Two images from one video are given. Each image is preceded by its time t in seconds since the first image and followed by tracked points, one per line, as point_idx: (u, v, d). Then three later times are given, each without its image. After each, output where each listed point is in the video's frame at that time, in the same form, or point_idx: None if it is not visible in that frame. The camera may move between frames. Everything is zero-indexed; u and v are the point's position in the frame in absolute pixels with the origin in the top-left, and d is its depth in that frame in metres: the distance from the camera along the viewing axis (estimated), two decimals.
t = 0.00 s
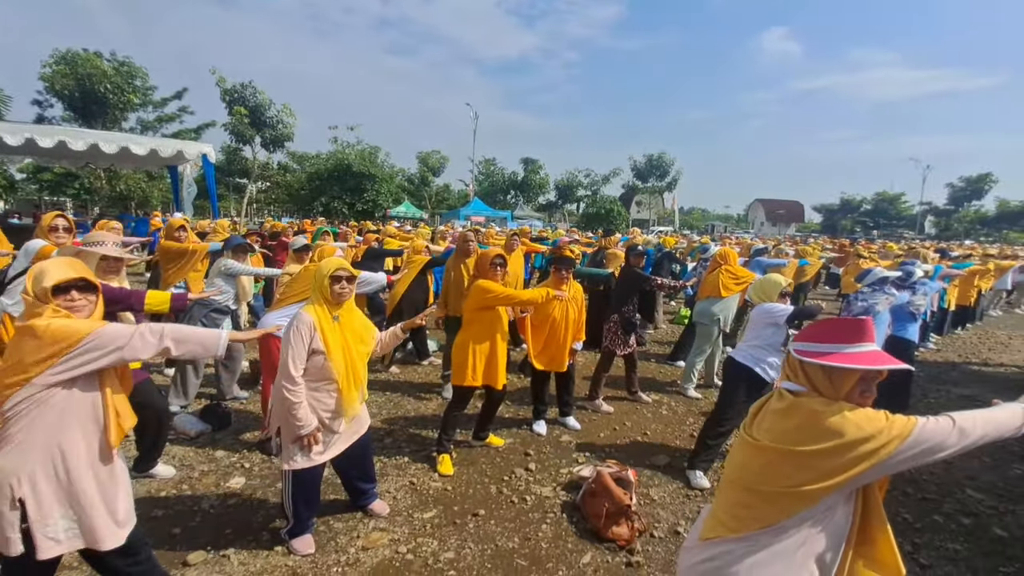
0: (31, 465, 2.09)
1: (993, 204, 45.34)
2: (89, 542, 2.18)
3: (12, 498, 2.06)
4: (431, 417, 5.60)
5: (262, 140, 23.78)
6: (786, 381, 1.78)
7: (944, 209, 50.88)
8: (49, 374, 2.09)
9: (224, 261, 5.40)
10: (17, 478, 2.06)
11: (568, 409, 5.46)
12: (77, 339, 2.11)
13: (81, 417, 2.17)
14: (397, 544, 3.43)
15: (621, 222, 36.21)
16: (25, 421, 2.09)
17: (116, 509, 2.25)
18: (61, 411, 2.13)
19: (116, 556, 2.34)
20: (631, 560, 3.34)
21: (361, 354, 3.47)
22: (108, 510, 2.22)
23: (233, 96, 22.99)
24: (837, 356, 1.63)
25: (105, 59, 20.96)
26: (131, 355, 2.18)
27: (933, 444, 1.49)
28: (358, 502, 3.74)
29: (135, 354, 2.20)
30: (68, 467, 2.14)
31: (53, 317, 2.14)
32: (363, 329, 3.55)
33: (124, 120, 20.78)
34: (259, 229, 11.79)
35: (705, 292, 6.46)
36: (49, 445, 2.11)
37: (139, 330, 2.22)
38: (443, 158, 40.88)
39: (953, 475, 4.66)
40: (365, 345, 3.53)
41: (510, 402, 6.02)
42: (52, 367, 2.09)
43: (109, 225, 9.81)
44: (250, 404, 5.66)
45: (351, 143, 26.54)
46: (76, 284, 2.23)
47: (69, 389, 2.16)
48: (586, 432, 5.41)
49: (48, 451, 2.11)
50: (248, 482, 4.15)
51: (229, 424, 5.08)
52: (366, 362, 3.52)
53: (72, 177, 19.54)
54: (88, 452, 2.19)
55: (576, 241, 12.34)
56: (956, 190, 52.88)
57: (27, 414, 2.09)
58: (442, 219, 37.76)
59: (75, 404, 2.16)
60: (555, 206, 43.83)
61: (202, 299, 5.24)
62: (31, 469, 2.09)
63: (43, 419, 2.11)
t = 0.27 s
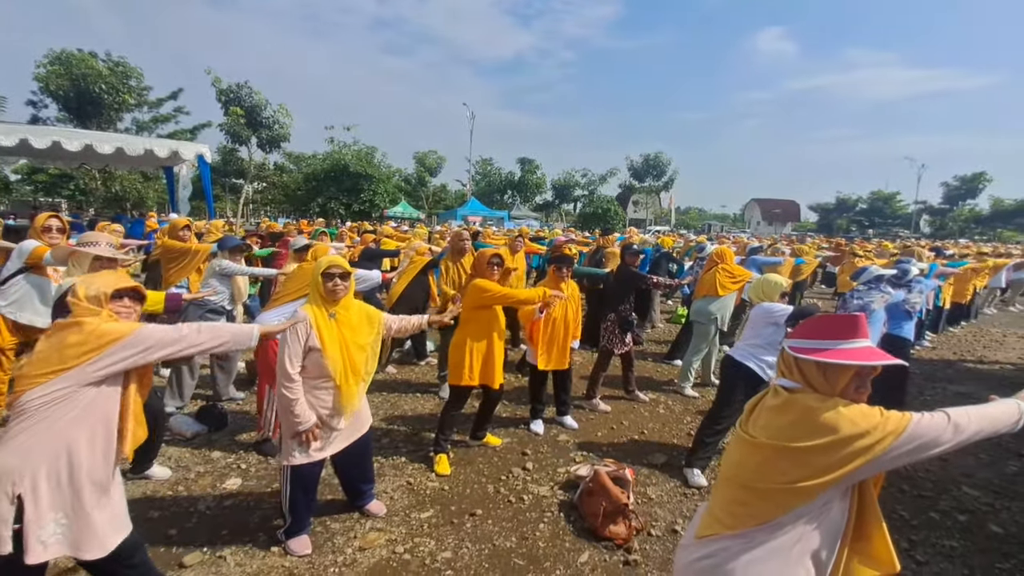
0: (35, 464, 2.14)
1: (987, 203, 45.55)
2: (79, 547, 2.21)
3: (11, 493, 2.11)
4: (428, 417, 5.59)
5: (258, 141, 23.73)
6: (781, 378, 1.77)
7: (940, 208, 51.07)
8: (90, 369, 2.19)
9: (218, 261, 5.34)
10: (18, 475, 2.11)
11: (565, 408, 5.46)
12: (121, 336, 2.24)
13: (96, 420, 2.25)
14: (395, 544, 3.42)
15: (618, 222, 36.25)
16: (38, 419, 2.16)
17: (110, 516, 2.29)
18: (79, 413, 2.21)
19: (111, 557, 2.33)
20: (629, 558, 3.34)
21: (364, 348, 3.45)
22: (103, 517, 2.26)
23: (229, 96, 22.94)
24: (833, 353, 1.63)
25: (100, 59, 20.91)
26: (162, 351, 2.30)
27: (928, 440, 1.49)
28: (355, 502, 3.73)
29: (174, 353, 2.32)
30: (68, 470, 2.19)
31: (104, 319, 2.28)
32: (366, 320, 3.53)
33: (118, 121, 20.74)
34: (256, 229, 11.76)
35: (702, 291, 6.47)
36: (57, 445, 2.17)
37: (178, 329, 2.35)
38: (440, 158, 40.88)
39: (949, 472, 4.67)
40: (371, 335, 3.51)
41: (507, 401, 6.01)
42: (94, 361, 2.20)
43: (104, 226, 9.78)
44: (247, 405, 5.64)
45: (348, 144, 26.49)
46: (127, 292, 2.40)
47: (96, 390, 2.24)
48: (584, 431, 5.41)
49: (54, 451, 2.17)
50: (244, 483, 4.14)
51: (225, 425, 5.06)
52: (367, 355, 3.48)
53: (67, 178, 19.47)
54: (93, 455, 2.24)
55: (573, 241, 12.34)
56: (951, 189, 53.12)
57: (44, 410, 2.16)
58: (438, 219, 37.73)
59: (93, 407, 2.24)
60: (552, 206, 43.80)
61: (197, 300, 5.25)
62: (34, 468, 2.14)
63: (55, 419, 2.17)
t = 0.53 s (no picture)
0: (32, 470, 2.14)
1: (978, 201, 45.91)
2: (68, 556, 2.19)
3: (6, 498, 2.11)
4: (422, 419, 5.57)
5: (251, 142, 23.63)
6: (770, 377, 1.78)
7: (931, 206, 51.45)
8: (101, 380, 2.22)
9: (209, 264, 5.33)
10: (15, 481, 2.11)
11: (559, 409, 5.46)
12: (136, 350, 2.27)
13: (98, 429, 2.27)
14: (388, 548, 3.41)
15: (612, 222, 36.32)
16: (40, 425, 2.17)
17: (101, 525, 2.29)
18: (81, 420, 2.23)
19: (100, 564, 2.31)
20: (623, 559, 3.33)
21: (362, 351, 3.53)
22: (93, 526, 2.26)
23: (222, 98, 22.85)
24: (820, 351, 1.64)
25: (91, 61, 20.78)
26: (172, 364, 2.33)
27: (915, 438, 1.51)
28: (348, 505, 3.73)
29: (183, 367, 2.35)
30: (65, 477, 2.19)
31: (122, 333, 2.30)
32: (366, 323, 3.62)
33: (110, 123, 20.61)
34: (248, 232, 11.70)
35: (695, 290, 6.49)
36: (56, 451, 2.17)
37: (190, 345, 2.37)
38: (434, 159, 40.84)
39: (940, 469, 4.69)
40: (370, 338, 3.60)
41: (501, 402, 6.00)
42: (106, 372, 2.23)
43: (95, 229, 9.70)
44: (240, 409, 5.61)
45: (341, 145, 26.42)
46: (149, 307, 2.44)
47: (103, 401, 2.27)
48: (578, 432, 5.41)
49: (53, 458, 2.17)
50: (237, 487, 4.11)
51: (217, 429, 5.04)
52: (365, 359, 3.57)
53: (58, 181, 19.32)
54: (91, 463, 2.25)
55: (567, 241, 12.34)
56: (941, 187, 53.53)
57: (47, 417, 2.17)
58: (433, 220, 37.69)
59: (97, 417, 2.26)
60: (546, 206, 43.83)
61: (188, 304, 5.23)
62: (31, 474, 2.14)
63: (58, 426, 2.19)
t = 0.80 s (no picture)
0: (14, 475, 2.09)
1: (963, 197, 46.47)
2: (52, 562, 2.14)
3: None
4: (412, 420, 5.54)
5: (239, 144, 23.47)
6: (756, 373, 1.78)
7: (917, 203, 52.04)
8: (87, 385, 2.18)
9: (194, 266, 5.30)
10: None
11: (551, 408, 5.44)
12: (125, 356, 2.23)
13: (81, 436, 2.22)
14: (379, 551, 3.37)
15: (603, 221, 36.43)
16: (23, 430, 2.11)
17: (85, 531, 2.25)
18: (65, 426, 2.19)
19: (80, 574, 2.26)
20: (614, 558, 3.32)
21: (363, 353, 3.59)
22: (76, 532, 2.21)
23: (209, 99, 22.68)
24: (805, 346, 1.64)
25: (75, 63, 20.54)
26: (160, 371, 2.27)
27: (900, 432, 1.51)
28: (337, 509, 3.69)
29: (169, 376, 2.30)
30: (48, 482, 2.14)
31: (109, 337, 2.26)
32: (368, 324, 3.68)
33: (95, 125, 20.36)
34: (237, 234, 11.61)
35: (685, 288, 6.51)
36: (38, 457, 2.13)
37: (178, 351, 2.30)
38: (425, 160, 40.77)
39: (927, 462, 4.72)
40: (373, 339, 3.67)
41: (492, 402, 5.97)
42: (92, 378, 2.19)
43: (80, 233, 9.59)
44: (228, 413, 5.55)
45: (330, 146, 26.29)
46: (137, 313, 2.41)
47: (87, 407, 2.23)
48: (570, 431, 5.39)
49: (36, 464, 2.12)
50: (224, 492, 4.07)
51: (205, 434, 4.98)
52: (367, 361, 3.64)
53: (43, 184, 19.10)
54: (74, 469, 2.20)
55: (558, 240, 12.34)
56: (927, 184, 54.18)
57: (30, 422, 2.12)
58: (424, 221, 37.60)
59: (80, 423, 2.22)
60: (537, 207, 43.84)
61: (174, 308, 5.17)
62: (14, 479, 2.08)
63: (40, 431, 2.13)
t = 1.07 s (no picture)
0: None
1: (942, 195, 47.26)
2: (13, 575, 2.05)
3: None
4: (394, 423, 5.48)
5: (222, 145, 23.21)
6: (728, 371, 1.76)
7: (899, 202, 52.81)
8: (40, 392, 2.15)
9: (168, 270, 5.22)
10: None
11: (534, 409, 5.41)
12: (79, 364, 2.21)
13: (36, 443, 2.16)
14: (355, 557, 3.32)
15: (591, 221, 36.53)
16: None
17: (47, 541, 2.18)
18: (20, 433, 2.12)
19: None
20: (595, 559, 3.30)
21: (346, 355, 3.47)
22: (36, 543, 2.14)
23: (191, 101, 22.40)
24: (774, 344, 1.63)
25: (53, 65, 20.21)
26: (116, 381, 2.24)
27: (868, 427, 1.50)
28: (314, 515, 3.63)
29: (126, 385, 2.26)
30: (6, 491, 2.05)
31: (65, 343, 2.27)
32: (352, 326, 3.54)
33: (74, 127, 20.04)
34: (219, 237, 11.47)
35: (668, 287, 6.52)
36: None
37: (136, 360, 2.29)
38: (411, 161, 40.62)
39: (906, 456, 4.76)
40: (357, 342, 3.55)
41: (475, 403, 5.93)
42: (46, 385, 2.16)
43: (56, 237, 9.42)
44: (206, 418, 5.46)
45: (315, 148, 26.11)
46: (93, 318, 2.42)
47: (41, 415, 2.18)
48: (553, 431, 5.37)
49: None
50: (199, 500, 4.00)
51: (181, 440, 4.91)
52: (350, 363, 3.51)
53: (20, 188, 18.74)
54: (32, 477, 2.13)
55: (543, 240, 12.34)
56: (907, 183, 55.03)
57: None
58: (410, 222, 37.47)
59: (36, 430, 2.16)
60: (524, 207, 43.87)
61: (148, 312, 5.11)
62: None
63: None
